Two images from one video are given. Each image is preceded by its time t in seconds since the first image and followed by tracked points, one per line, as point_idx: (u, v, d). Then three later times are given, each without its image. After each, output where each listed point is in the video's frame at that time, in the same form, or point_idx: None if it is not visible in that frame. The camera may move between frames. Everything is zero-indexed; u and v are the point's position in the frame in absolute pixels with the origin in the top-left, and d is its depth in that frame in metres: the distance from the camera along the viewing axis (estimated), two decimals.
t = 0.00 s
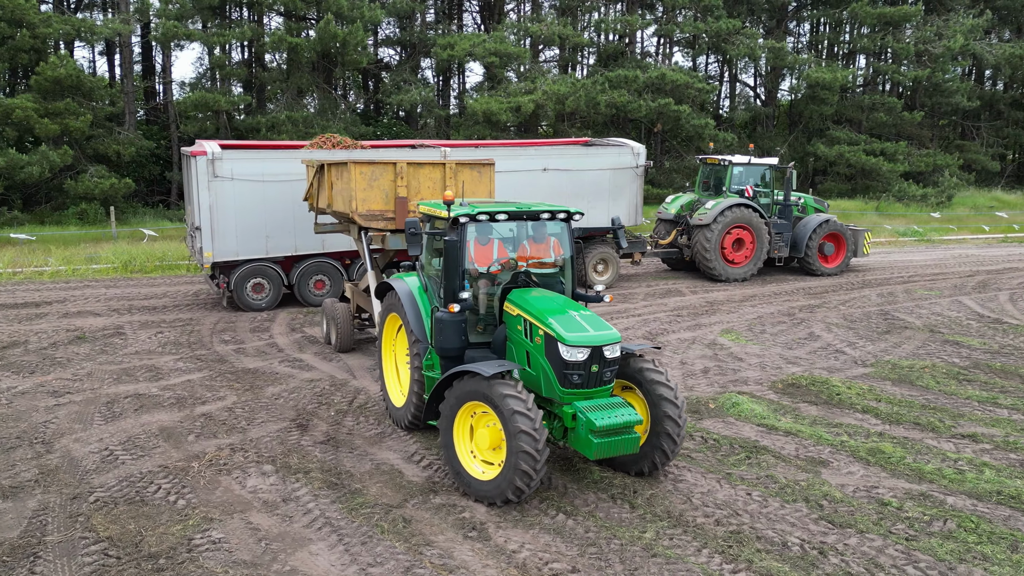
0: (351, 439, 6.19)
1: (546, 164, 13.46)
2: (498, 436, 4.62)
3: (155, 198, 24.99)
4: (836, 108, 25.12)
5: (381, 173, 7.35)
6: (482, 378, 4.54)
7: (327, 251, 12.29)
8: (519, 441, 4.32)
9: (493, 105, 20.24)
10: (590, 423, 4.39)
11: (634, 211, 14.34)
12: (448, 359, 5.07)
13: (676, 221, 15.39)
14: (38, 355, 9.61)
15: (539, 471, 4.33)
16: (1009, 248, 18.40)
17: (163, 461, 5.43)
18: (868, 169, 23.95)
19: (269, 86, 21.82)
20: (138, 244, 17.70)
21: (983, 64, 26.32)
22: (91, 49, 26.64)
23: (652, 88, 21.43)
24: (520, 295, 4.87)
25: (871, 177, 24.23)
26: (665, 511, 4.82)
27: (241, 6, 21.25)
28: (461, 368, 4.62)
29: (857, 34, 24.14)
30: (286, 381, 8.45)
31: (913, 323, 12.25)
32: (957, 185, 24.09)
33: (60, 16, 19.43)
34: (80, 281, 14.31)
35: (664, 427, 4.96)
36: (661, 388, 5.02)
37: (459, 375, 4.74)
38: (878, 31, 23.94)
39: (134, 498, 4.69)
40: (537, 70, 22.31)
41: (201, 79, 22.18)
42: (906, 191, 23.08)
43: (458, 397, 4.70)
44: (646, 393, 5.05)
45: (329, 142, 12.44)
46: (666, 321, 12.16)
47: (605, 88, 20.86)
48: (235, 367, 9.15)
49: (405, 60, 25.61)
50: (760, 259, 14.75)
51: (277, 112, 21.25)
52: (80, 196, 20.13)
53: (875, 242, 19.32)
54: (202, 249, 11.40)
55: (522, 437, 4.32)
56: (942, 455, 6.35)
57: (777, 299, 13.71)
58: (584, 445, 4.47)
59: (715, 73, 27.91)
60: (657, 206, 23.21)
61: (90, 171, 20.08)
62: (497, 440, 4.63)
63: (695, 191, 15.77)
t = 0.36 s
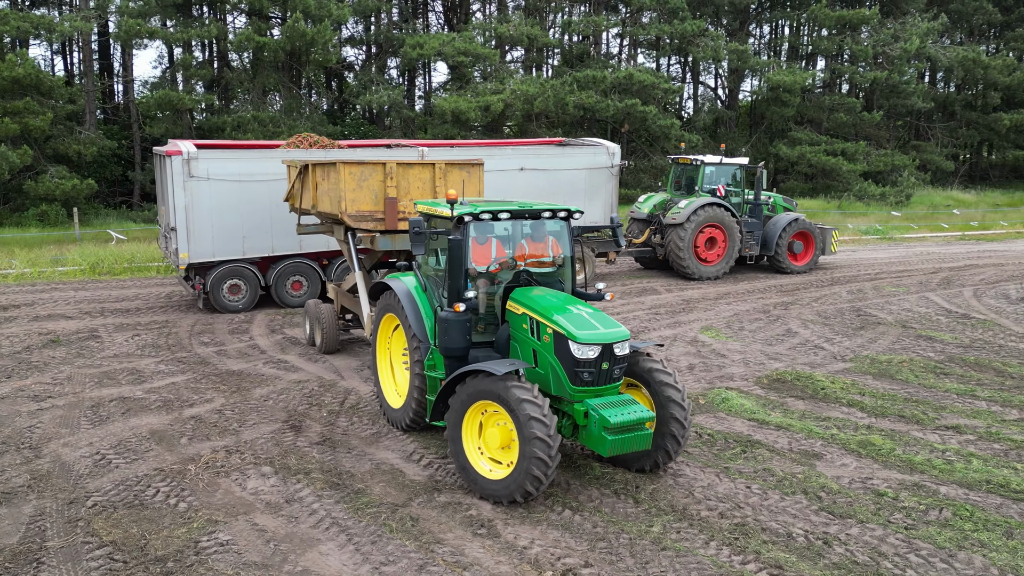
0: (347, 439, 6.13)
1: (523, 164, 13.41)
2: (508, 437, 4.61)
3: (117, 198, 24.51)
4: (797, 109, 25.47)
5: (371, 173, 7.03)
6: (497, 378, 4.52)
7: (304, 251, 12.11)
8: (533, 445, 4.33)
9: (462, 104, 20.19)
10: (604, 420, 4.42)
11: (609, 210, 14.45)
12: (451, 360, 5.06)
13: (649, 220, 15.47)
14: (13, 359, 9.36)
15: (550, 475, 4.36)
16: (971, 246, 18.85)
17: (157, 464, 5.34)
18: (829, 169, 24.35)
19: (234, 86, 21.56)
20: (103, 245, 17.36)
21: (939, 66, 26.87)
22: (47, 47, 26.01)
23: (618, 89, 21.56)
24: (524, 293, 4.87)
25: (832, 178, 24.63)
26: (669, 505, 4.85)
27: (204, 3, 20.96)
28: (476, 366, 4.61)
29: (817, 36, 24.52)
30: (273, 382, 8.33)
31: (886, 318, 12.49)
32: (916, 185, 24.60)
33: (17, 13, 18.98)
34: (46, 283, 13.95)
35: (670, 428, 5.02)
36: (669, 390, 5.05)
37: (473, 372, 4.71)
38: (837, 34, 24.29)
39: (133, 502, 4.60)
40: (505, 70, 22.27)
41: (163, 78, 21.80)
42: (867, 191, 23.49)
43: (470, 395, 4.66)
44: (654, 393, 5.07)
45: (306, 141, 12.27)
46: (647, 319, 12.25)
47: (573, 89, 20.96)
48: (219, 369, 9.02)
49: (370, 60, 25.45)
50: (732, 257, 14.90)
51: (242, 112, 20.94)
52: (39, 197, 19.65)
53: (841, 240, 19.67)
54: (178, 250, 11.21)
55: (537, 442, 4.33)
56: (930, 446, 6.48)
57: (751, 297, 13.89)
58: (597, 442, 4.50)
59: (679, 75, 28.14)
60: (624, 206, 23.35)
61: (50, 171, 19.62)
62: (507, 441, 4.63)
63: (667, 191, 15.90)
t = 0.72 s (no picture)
0: (340, 439, 6.11)
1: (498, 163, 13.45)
2: (515, 438, 4.63)
3: (77, 200, 23.98)
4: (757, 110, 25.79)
5: (358, 174, 6.60)
6: (508, 379, 4.51)
7: (279, 252, 11.94)
8: (540, 450, 4.36)
9: (430, 104, 20.15)
10: (612, 417, 4.46)
11: (583, 209, 14.57)
12: (451, 359, 5.07)
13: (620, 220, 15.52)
14: None
15: (554, 483, 4.42)
16: (930, 243, 19.32)
17: (149, 465, 5.27)
18: (788, 168, 24.76)
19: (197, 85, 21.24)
20: (68, 247, 17.05)
21: (894, 68, 27.44)
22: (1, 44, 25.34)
23: (584, 89, 21.63)
24: (522, 291, 4.92)
25: (790, 177, 25.06)
26: (666, 497, 4.92)
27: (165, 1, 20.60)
28: (485, 364, 4.62)
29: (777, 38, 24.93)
30: (258, 383, 8.23)
31: (855, 314, 12.77)
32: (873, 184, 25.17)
33: None
34: (11, 286, 13.61)
35: (670, 430, 5.08)
36: (673, 392, 5.10)
37: (481, 370, 4.70)
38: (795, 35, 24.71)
39: (130, 504, 4.54)
40: (470, 70, 22.29)
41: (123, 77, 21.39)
42: (827, 191, 23.89)
43: (480, 393, 4.65)
44: (657, 393, 5.12)
45: (281, 140, 12.16)
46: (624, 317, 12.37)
47: (540, 89, 20.98)
48: (200, 370, 8.90)
49: (333, 59, 25.19)
50: (702, 255, 15.09)
51: (206, 112, 20.61)
52: None
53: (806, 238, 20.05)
54: (151, 251, 11.02)
55: (545, 449, 4.36)
56: (910, 436, 6.66)
57: (721, 294, 14.10)
58: (605, 439, 4.54)
59: (641, 75, 28.32)
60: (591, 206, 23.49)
61: (8, 172, 19.12)
62: (513, 441, 4.65)
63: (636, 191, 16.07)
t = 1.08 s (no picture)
0: (328, 439, 6.08)
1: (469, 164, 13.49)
2: (519, 442, 4.65)
3: (32, 202, 23.39)
4: (718, 112, 26.11)
5: (343, 176, 6.45)
6: (518, 384, 4.48)
7: (251, 253, 11.72)
8: (545, 459, 4.40)
9: (397, 104, 20.12)
10: (618, 415, 4.50)
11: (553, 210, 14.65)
12: (449, 361, 5.04)
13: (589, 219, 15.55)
14: None
15: (551, 491, 4.47)
16: (889, 241, 19.78)
17: (136, 468, 5.20)
18: (749, 168, 25.10)
19: (158, 85, 20.84)
20: (27, 250, 16.66)
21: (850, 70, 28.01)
22: None
23: (550, 91, 21.70)
24: (519, 291, 4.96)
25: (750, 177, 25.45)
26: (657, 491, 5.00)
27: None
28: (493, 364, 4.61)
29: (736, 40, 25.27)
30: (238, 385, 8.13)
31: (823, 311, 13.05)
32: (832, 184, 25.68)
33: None
34: None
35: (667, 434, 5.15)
36: (673, 397, 5.15)
37: (484, 370, 4.68)
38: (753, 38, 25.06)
39: (121, 507, 4.49)
40: (435, 70, 22.24)
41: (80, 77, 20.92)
42: (787, 191, 24.31)
43: (489, 393, 4.62)
44: (657, 397, 5.16)
45: (252, 140, 12.07)
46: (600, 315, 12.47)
47: (507, 90, 20.99)
48: (178, 373, 8.78)
49: (294, 60, 24.95)
50: (671, 255, 15.28)
51: (167, 112, 20.26)
52: None
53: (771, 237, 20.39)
54: (121, 253, 10.80)
55: (550, 460, 4.39)
56: (887, 428, 6.84)
57: (691, 292, 14.29)
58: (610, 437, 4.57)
59: (603, 76, 28.49)
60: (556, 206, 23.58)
61: None
62: (516, 444, 4.67)
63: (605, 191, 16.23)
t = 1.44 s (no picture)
0: (313, 439, 6.04)
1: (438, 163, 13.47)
2: (521, 445, 4.65)
3: None
4: (680, 112, 26.25)
5: (325, 175, 6.37)
6: (531, 391, 4.43)
7: (220, 253, 11.55)
8: (547, 468, 4.43)
9: (361, 104, 20.04)
10: (623, 411, 4.57)
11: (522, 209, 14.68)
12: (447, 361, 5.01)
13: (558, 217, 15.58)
14: None
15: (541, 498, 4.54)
16: (848, 239, 20.16)
17: (120, 471, 5.13)
18: (710, 168, 25.11)
19: (116, 83, 20.39)
20: None
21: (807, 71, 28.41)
22: None
23: (514, 91, 21.62)
24: (514, 290, 4.99)
25: (711, 176, 25.52)
26: (645, 484, 5.06)
27: None
28: (496, 362, 4.57)
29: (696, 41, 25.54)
30: (216, 385, 8.02)
31: (790, 307, 13.29)
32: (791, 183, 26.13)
33: None
34: None
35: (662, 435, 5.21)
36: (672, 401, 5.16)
37: (498, 369, 4.61)
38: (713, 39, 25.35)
39: (108, 509, 4.42)
40: (400, 70, 22.14)
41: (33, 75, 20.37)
42: (747, 190, 24.68)
43: (501, 393, 4.57)
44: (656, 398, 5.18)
45: (220, 139, 11.92)
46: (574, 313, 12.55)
47: (472, 89, 20.94)
48: (152, 375, 8.62)
49: (254, 61, 24.64)
50: (639, 253, 15.43)
51: (125, 111, 19.80)
52: None
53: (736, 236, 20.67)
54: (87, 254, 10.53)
55: (551, 469, 4.42)
56: (862, 420, 7.02)
57: (660, 290, 14.45)
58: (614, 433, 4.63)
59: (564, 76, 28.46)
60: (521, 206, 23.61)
61: None
62: (518, 446, 4.67)
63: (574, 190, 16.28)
